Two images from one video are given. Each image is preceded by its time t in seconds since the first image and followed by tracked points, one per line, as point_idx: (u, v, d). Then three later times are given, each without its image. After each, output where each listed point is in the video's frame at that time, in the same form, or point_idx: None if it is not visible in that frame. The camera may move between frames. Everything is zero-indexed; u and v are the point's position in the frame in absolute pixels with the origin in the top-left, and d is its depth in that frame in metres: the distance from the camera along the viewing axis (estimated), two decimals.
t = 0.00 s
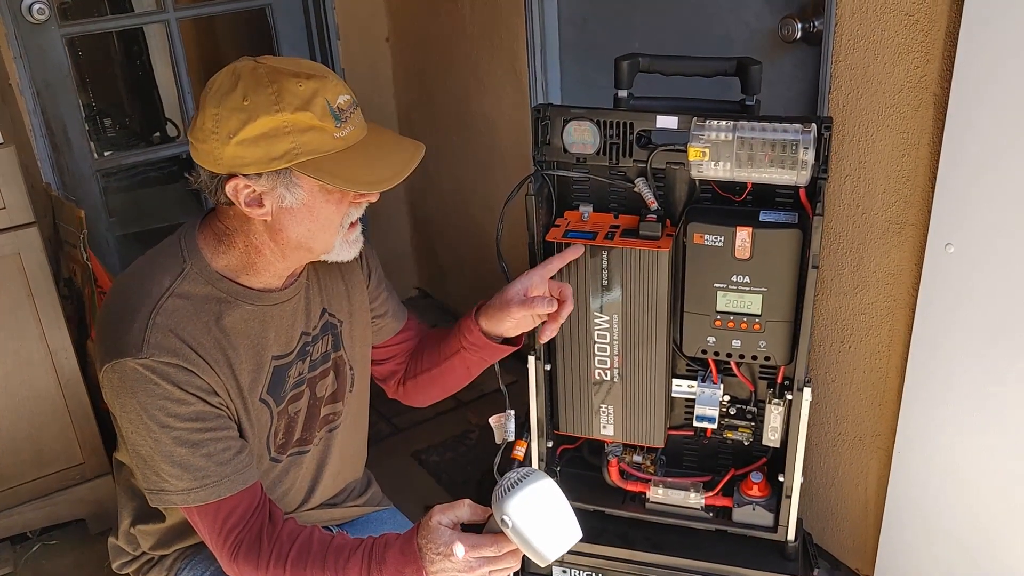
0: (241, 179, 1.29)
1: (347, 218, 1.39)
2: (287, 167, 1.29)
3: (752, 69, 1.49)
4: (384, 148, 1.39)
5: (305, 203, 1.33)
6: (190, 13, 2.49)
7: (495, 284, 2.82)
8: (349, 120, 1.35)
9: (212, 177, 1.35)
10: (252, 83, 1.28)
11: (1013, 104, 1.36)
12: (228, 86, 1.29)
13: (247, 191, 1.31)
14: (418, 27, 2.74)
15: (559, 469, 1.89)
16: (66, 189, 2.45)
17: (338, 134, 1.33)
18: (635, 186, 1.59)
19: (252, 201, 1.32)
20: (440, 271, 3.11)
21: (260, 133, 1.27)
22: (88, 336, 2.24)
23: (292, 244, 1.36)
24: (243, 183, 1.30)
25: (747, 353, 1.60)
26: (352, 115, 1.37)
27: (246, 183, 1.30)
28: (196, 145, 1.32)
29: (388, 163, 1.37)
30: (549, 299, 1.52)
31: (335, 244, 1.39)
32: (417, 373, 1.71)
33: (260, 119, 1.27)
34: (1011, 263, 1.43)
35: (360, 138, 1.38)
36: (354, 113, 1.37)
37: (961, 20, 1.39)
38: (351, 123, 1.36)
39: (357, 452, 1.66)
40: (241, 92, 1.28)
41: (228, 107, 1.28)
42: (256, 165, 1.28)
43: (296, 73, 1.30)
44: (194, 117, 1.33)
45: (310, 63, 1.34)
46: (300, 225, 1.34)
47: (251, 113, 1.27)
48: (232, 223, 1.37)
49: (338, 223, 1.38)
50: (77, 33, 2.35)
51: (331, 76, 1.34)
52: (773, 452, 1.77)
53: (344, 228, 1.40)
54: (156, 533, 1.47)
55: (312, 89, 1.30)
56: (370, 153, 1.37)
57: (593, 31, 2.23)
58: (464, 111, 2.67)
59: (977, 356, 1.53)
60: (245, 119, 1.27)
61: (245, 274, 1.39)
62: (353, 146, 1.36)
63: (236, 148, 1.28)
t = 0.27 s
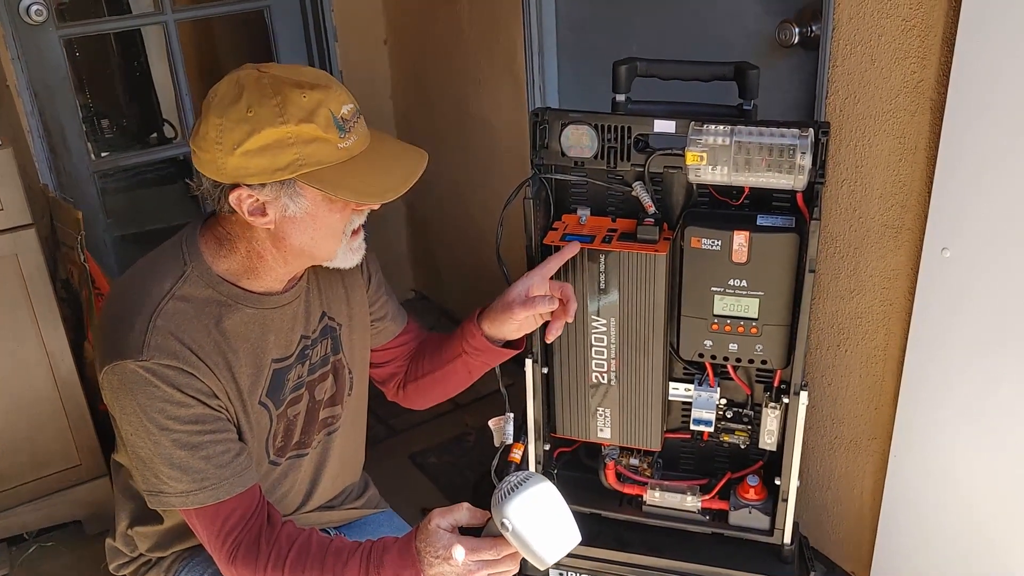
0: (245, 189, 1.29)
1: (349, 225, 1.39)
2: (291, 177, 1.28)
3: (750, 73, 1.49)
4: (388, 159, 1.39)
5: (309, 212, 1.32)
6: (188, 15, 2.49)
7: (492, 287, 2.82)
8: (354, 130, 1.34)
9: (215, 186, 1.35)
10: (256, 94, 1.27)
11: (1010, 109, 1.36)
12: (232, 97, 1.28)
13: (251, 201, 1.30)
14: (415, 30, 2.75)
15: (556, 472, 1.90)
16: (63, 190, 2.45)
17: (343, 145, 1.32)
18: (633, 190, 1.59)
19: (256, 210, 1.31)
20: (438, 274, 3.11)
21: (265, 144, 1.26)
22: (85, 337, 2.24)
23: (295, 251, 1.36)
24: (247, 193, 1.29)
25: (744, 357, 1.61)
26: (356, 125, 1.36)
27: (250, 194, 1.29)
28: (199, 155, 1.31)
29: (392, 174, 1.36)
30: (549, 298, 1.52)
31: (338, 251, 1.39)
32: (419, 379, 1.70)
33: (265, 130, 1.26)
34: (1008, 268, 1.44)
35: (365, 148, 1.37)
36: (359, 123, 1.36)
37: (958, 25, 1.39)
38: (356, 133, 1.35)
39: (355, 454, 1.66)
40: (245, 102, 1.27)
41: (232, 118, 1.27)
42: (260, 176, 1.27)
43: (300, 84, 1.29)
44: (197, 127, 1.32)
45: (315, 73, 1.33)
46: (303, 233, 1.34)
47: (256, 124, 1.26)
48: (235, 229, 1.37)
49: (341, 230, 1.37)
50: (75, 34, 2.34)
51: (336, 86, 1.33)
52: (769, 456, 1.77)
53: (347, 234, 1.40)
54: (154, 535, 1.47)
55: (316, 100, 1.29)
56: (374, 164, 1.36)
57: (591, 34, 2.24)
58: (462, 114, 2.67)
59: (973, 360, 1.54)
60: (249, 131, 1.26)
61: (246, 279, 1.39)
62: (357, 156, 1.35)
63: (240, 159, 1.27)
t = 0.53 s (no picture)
0: (244, 197, 1.28)
1: (349, 231, 1.38)
2: (291, 186, 1.28)
3: (747, 76, 1.50)
4: (389, 167, 1.38)
5: (308, 220, 1.32)
6: (186, 16, 2.49)
7: (490, 288, 2.82)
8: (355, 139, 1.33)
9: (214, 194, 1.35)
10: (257, 103, 1.26)
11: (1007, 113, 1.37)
12: (232, 105, 1.28)
13: (250, 208, 1.30)
14: (413, 31, 2.75)
15: (553, 474, 1.90)
16: (60, 191, 2.44)
17: (343, 153, 1.31)
18: (630, 192, 1.59)
19: (255, 217, 1.31)
20: (435, 275, 3.11)
21: (265, 153, 1.26)
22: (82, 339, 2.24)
23: (293, 258, 1.35)
24: (246, 201, 1.29)
25: (741, 359, 1.61)
26: (357, 134, 1.35)
27: (249, 202, 1.29)
28: (199, 162, 1.30)
29: (391, 183, 1.36)
30: (542, 294, 1.50)
31: (337, 257, 1.38)
32: (416, 381, 1.70)
33: (265, 140, 1.25)
34: (1004, 272, 1.44)
35: (365, 156, 1.36)
36: (359, 130, 1.36)
37: (955, 29, 1.40)
38: (357, 141, 1.34)
39: (352, 455, 1.66)
40: (246, 111, 1.26)
41: (232, 126, 1.26)
42: (260, 184, 1.27)
43: (302, 93, 1.28)
44: (196, 133, 1.32)
45: (316, 80, 1.32)
46: (302, 240, 1.33)
47: (256, 133, 1.26)
48: (234, 233, 1.36)
49: (341, 237, 1.37)
50: (73, 35, 2.34)
51: (338, 94, 1.32)
52: (766, 458, 1.77)
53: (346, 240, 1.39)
54: (152, 536, 1.47)
55: (317, 109, 1.28)
56: (375, 173, 1.35)
57: (589, 36, 2.24)
58: (460, 116, 2.67)
59: (969, 363, 1.54)
60: (250, 140, 1.26)
61: (245, 282, 1.39)
62: (358, 165, 1.34)
63: (240, 168, 1.26)
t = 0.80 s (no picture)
0: (239, 213, 1.28)
1: (346, 243, 1.37)
2: (284, 203, 1.27)
3: (744, 80, 1.50)
4: (384, 181, 1.37)
5: (304, 234, 1.31)
6: (185, 18, 2.49)
7: (487, 290, 2.82)
8: (349, 154, 1.32)
9: (210, 207, 1.35)
10: (250, 120, 1.25)
11: (1003, 118, 1.37)
12: (225, 121, 1.26)
13: (245, 223, 1.29)
14: (411, 34, 2.75)
15: (550, 476, 1.90)
16: (58, 193, 2.44)
17: (337, 169, 1.30)
18: (627, 195, 1.60)
19: (250, 232, 1.31)
20: (432, 277, 3.11)
21: (258, 171, 1.25)
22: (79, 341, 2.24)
23: (290, 269, 1.35)
24: (241, 217, 1.28)
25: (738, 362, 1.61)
26: (352, 147, 1.33)
27: (243, 217, 1.29)
28: (192, 177, 1.30)
29: (386, 199, 1.35)
30: (540, 297, 1.51)
31: (334, 268, 1.38)
32: (413, 384, 1.70)
33: (257, 157, 1.24)
34: (1000, 276, 1.45)
35: (361, 170, 1.35)
36: (354, 144, 1.34)
37: (952, 33, 1.40)
38: (351, 156, 1.33)
39: (351, 458, 1.66)
40: (238, 128, 1.25)
41: (225, 143, 1.25)
42: (253, 202, 1.26)
43: (295, 109, 1.26)
44: (190, 146, 1.30)
45: (310, 95, 1.30)
46: (298, 254, 1.33)
47: (248, 151, 1.24)
48: (229, 245, 1.36)
49: (337, 249, 1.36)
50: (71, 37, 2.35)
51: (332, 108, 1.31)
52: (763, 461, 1.77)
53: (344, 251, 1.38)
54: (151, 539, 1.47)
55: (310, 125, 1.26)
56: (369, 188, 1.34)
57: (586, 40, 2.25)
58: (458, 119, 2.68)
59: (965, 366, 1.55)
60: (242, 158, 1.24)
61: (243, 289, 1.39)
62: (353, 180, 1.33)
63: (233, 185, 1.26)
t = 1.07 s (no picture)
0: (236, 229, 1.27)
1: (343, 253, 1.37)
2: (282, 219, 1.26)
3: (739, 84, 1.50)
4: (381, 193, 1.36)
5: (302, 248, 1.31)
6: (182, 21, 2.49)
7: (484, 293, 2.82)
8: (347, 167, 1.31)
9: (206, 225, 1.33)
10: (246, 137, 1.23)
11: (998, 123, 1.37)
12: (221, 138, 1.25)
13: (242, 238, 1.29)
14: (407, 37, 2.75)
15: (547, 480, 1.91)
16: (55, 196, 2.44)
17: (335, 183, 1.29)
18: (623, 199, 1.60)
19: (248, 248, 1.30)
20: (429, 280, 3.11)
21: (256, 189, 1.23)
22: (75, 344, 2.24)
23: (287, 282, 1.35)
24: (238, 233, 1.28)
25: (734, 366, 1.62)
26: (350, 159, 1.32)
27: (242, 233, 1.28)
28: (188, 194, 1.28)
29: (382, 212, 1.34)
30: (537, 300, 1.52)
31: (330, 279, 1.38)
32: (409, 387, 1.70)
33: (255, 175, 1.23)
34: (995, 280, 1.45)
35: (358, 182, 1.34)
36: (351, 157, 1.33)
37: (947, 38, 1.41)
38: (349, 169, 1.32)
39: (348, 462, 1.66)
40: (234, 146, 1.24)
41: (221, 161, 1.24)
42: (252, 219, 1.25)
43: (291, 124, 1.25)
44: (184, 164, 1.29)
45: (305, 109, 1.29)
46: (297, 267, 1.33)
47: (245, 168, 1.23)
48: (225, 257, 1.35)
49: (335, 260, 1.36)
50: (68, 40, 2.35)
51: (328, 121, 1.29)
52: (759, 464, 1.77)
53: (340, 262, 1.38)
54: (148, 546, 1.47)
55: (308, 141, 1.25)
56: (367, 201, 1.34)
57: (583, 43, 2.25)
58: (455, 123, 2.68)
59: (961, 370, 1.55)
60: (240, 176, 1.23)
61: (237, 300, 1.39)
62: (351, 193, 1.32)
63: (231, 204, 1.24)
